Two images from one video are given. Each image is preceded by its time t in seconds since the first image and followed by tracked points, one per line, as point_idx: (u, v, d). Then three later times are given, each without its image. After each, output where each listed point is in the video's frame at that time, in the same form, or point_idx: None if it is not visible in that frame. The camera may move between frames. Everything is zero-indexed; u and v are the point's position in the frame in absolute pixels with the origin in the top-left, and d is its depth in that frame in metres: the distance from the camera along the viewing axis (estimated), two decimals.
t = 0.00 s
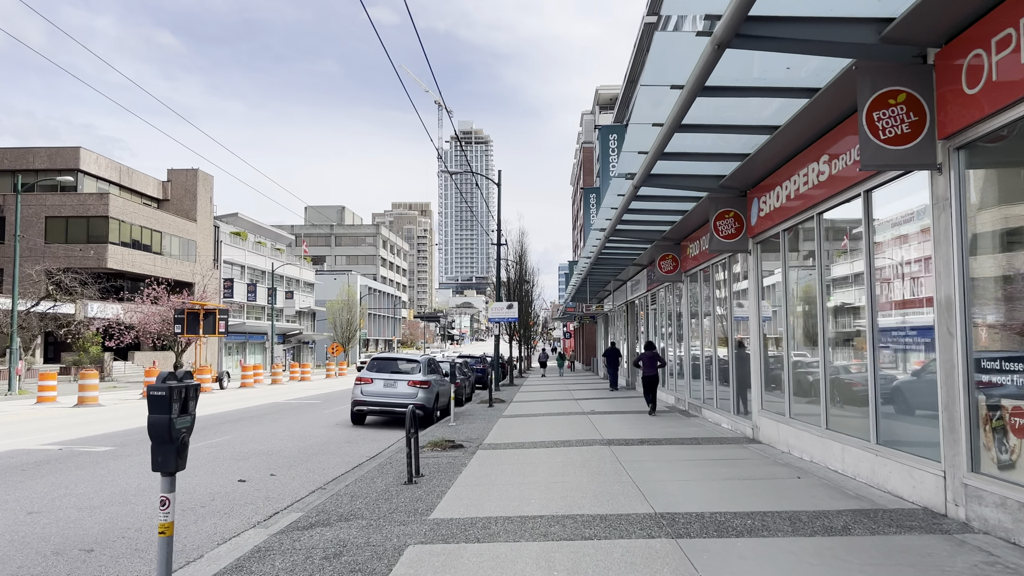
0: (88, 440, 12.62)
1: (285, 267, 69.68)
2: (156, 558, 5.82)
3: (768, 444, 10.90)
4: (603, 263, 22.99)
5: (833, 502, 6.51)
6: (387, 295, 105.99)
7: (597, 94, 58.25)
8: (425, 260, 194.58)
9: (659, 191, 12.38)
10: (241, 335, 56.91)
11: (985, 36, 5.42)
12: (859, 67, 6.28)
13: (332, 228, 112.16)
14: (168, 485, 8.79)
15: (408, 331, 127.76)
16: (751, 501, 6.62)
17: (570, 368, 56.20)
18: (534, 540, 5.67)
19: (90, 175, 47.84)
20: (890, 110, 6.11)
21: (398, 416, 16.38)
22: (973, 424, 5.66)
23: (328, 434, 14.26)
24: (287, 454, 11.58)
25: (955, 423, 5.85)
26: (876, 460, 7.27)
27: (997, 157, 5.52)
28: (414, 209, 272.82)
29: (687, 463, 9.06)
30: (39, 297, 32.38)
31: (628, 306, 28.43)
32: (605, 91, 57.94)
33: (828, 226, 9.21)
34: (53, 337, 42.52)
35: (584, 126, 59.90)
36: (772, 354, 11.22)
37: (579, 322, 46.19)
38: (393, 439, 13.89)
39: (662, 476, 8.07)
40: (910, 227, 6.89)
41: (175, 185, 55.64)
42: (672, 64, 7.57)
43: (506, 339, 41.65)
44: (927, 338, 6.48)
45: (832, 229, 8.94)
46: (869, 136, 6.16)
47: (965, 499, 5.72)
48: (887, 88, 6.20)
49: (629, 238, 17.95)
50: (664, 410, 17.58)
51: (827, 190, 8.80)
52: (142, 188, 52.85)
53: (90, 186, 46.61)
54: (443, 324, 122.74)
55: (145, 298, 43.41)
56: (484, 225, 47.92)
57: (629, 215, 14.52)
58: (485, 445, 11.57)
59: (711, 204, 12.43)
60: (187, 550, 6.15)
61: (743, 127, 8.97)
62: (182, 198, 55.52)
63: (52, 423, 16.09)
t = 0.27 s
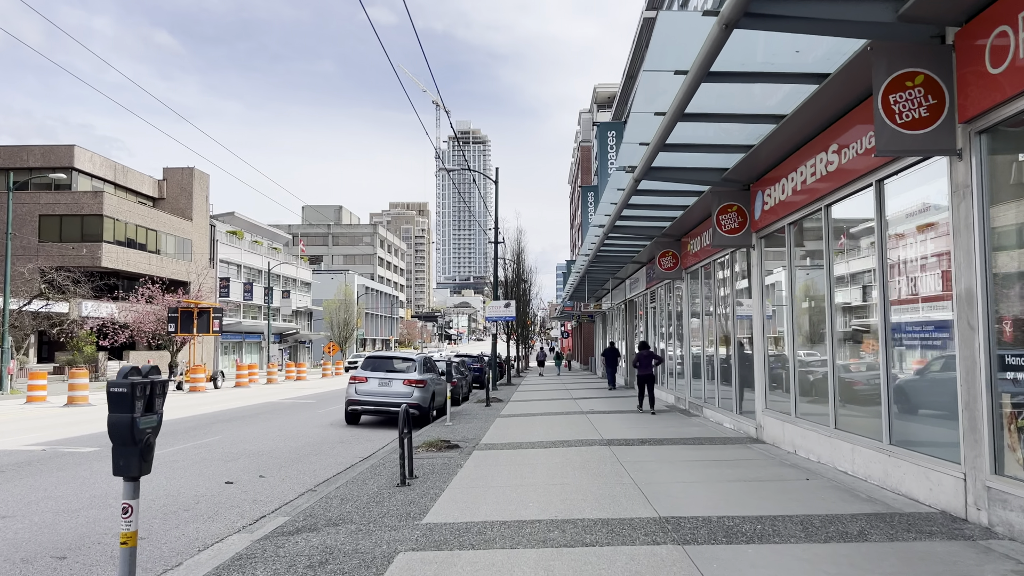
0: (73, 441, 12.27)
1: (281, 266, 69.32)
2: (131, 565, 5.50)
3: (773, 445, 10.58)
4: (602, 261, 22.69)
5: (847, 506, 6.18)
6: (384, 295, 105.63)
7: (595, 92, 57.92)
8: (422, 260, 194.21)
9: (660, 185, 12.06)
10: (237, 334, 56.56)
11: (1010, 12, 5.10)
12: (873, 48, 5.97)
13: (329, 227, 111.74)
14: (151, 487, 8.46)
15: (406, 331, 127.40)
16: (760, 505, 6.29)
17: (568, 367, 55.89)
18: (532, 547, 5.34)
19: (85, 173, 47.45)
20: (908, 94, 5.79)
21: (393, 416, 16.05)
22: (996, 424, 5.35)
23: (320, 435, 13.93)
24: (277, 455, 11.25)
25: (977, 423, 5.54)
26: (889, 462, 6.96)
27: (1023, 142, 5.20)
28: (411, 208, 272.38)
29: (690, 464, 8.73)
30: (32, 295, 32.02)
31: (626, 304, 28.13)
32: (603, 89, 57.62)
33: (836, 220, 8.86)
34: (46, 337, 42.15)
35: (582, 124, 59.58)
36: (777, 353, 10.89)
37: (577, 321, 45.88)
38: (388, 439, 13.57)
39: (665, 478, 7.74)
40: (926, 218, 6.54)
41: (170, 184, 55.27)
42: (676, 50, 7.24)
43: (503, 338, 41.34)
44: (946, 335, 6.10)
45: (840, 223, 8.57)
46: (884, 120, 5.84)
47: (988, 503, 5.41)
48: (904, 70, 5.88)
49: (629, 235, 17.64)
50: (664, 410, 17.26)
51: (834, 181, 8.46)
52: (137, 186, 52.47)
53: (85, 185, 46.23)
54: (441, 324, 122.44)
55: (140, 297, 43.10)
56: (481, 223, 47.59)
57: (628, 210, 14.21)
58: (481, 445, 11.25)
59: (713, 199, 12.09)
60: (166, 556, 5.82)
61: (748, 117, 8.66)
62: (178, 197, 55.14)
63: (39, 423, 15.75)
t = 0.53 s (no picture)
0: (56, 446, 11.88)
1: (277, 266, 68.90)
2: None
3: (779, 451, 10.23)
4: (601, 261, 22.34)
5: (864, 520, 5.83)
6: (381, 295, 105.17)
7: (593, 91, 57.53)
8: (420, 260, 193.79)
9: (662, 182, 11.71)
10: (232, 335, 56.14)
11: None
12: (893, 33, 5.60)
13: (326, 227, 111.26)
14: (131, 497, 8.10)
15: (403, 331, 127.00)
16: (771, 519, 5.93)
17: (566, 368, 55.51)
18: (529, 566, 4.96)
19: (78, 172, 46.98)
20: (931, 81, 5.45)
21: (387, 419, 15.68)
22: None
23: (312, 439, 13.55)
24: (266, 461, 10.88)
25: (1005, 433, 5.19)
26: (907, 472, 6.60)
27: None
28: (409, 208, 271.66)
29: (695, 472, 8.37)
30: (22, 295, 31.61)
31: (625, 304, 27.79)
32: (602, 88, 57.23)
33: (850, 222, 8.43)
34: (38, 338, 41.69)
35: (581, 123, 59.19)
36: (784, 357, 10.49)
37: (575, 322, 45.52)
38: (381, 444, 13.19)
39: (669, 488, 7.37)
40: (946, 214, 6.22)
41: (165, 183, 54.82)
42: (682, 39, 6.88)
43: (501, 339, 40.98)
44: (971, 338, 5.75)
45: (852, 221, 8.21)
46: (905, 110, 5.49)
47: (1018, 518, 5.06)
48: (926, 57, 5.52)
49: (629, 234, 17.29)
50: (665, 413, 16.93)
51: (845, 176, 8.10)
52: (131, 186, 52.00)
53: (78, 184, 45.75)
54: (438, 324, 121.91)
55: (134, 297, 42.72)
56: (479, 223, 47.21)
57: (628, 209, 13.86)
58: (478, 451, 10.87)
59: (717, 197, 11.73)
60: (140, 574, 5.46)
61: (755, 110, 8.31)
62: (173, 196, 54.69)
63: (24, 427, 15.35)
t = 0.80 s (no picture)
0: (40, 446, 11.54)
1: (274, 265, 68.54)
2: None
3: (783, 452, 9.91)
4: (599, 259, 22.02)
5: (879, 526, 5.51)
6: (378, 295, 104.82)
7: (591, 89, 57.18)
8: (418, 259, 193.44)
9: (662, 175, 11.39)
10: (228, 334, 55.78)
11: None
12: (909, 9, 5.27)
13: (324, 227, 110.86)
14: (110, 500, 7.78)
15: (401, 331, 126.64)
16: (779, 524, 5.62)
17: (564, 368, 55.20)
18: None
19: (72, 170, 46.58)
20: (950, 60, 5.13)
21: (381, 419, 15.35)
22: None
23: (303, 440, 13.22)
24: (254, 462, 10.55)
25: None
26: (921, 474, 6.29)
27: None
28: (407, 207, 271.32)
29: (697, 474, 8.05)
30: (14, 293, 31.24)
31: (624, 303, 27.46)
32: (600, 86, 56.88)
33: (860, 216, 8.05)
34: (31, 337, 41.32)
35: (578, 122, 58.85)
36: (789, 356, 10.10)
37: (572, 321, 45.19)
38: (374, 445, 12.86)
39: (671, 491, 7.05)
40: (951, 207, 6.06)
41: (161, 182, 54.43)
42: (684, 23, 6.56)
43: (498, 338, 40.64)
44: (991, 334, 5.44)
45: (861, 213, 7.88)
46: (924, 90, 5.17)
47: None
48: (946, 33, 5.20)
49: (627, 230, 16.96)
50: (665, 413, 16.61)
51: (851, 167, 7.81)
52: (126, 184, 51.59)
53: (72, 182, 45.35)
54: (436, 324, 121.56)
55: (129, 295, 42.41)
56: (476, 222, 46.87)
57: (627, 204, 13.54)
58: (473, 452, 10.54)
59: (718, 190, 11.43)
60: None
61: (760, 97, 7.99)
62: (168, 194, 54.30)
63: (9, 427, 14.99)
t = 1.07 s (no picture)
0: (22, 450, 11.19)
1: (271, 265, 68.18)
2: None
3: (789, 456, 9.59)
4: (598, 258, 21.71)
5: (897, 538, 5.20)
6: (376, 295, 104.44)
7: (590, 87, 56.80)
8: (416, 259, 193.04)
9: (664, 170, 11.07)
10: (223, 334, 55.38)
11: None
12: None
13: (321, 227, 110.44)
14: (88, 508, 7.43)
15: (398, 331, 126.26)
16: (791, 537, 5.30)
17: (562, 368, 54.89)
18: None
19: (66, 169, 46.14)
20: (976, 43, 4.81)
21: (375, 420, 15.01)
22: None
23: (295, 443, 12.87)
24: (243, 467, 10.20)
25: None
26: (939, 481, 5.99)
27: None
28: (404, 207, 271.03)
29: (700, 480, 7.73)
30: (5, 293, 30.83)
31: (622, 302, 27.14)
32: (598, 85, 56.49)
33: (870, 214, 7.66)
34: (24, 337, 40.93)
35: (577, 121, 58.47)
36: (795, 358, 9.74)
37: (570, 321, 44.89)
38: (368, 448, 12.53)
39: (674, 498, 6.73)
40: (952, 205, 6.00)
41: (156, 181, 53.98)
42: (689, 9, 6.24)
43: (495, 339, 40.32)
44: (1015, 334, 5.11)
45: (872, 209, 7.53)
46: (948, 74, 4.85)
47: None
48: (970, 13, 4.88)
49: (627, 228, 16.64)
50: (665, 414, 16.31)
51: (861, 161, 7.51)
52: (121, 183, 51.14)
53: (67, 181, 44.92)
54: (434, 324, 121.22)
55: (123, 295, 42.05)
56: (473, 221, 46.52)
57: (627, 201, 13.23)
58: (468, 456, 10.21)
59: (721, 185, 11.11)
60: None
61: (768, 87, 7.68)
62: (163, 194, 53.86)
63: None
